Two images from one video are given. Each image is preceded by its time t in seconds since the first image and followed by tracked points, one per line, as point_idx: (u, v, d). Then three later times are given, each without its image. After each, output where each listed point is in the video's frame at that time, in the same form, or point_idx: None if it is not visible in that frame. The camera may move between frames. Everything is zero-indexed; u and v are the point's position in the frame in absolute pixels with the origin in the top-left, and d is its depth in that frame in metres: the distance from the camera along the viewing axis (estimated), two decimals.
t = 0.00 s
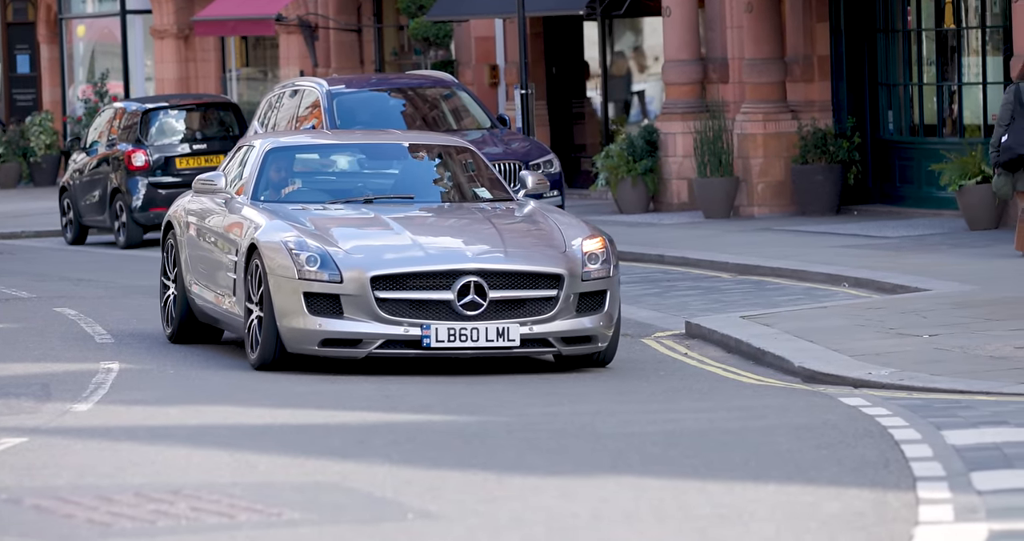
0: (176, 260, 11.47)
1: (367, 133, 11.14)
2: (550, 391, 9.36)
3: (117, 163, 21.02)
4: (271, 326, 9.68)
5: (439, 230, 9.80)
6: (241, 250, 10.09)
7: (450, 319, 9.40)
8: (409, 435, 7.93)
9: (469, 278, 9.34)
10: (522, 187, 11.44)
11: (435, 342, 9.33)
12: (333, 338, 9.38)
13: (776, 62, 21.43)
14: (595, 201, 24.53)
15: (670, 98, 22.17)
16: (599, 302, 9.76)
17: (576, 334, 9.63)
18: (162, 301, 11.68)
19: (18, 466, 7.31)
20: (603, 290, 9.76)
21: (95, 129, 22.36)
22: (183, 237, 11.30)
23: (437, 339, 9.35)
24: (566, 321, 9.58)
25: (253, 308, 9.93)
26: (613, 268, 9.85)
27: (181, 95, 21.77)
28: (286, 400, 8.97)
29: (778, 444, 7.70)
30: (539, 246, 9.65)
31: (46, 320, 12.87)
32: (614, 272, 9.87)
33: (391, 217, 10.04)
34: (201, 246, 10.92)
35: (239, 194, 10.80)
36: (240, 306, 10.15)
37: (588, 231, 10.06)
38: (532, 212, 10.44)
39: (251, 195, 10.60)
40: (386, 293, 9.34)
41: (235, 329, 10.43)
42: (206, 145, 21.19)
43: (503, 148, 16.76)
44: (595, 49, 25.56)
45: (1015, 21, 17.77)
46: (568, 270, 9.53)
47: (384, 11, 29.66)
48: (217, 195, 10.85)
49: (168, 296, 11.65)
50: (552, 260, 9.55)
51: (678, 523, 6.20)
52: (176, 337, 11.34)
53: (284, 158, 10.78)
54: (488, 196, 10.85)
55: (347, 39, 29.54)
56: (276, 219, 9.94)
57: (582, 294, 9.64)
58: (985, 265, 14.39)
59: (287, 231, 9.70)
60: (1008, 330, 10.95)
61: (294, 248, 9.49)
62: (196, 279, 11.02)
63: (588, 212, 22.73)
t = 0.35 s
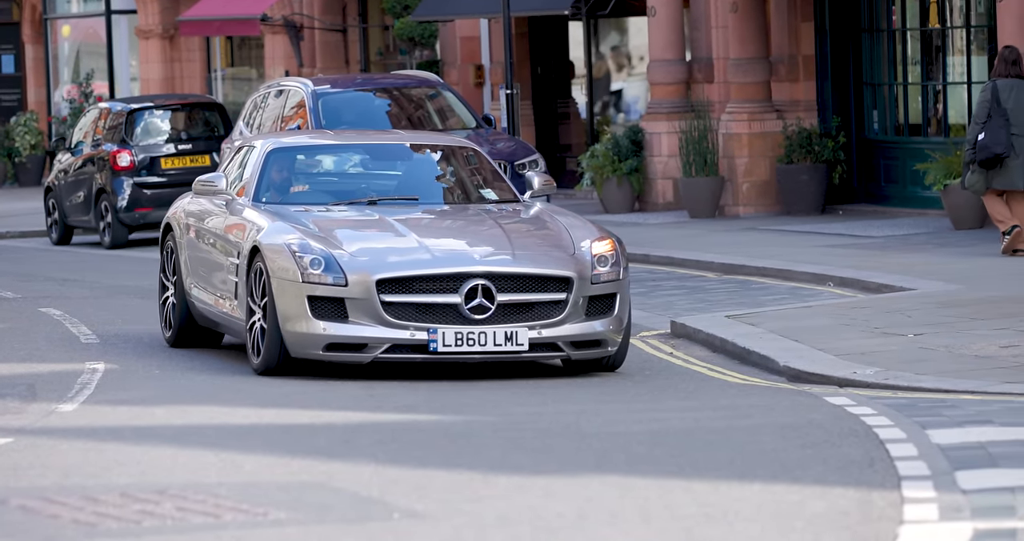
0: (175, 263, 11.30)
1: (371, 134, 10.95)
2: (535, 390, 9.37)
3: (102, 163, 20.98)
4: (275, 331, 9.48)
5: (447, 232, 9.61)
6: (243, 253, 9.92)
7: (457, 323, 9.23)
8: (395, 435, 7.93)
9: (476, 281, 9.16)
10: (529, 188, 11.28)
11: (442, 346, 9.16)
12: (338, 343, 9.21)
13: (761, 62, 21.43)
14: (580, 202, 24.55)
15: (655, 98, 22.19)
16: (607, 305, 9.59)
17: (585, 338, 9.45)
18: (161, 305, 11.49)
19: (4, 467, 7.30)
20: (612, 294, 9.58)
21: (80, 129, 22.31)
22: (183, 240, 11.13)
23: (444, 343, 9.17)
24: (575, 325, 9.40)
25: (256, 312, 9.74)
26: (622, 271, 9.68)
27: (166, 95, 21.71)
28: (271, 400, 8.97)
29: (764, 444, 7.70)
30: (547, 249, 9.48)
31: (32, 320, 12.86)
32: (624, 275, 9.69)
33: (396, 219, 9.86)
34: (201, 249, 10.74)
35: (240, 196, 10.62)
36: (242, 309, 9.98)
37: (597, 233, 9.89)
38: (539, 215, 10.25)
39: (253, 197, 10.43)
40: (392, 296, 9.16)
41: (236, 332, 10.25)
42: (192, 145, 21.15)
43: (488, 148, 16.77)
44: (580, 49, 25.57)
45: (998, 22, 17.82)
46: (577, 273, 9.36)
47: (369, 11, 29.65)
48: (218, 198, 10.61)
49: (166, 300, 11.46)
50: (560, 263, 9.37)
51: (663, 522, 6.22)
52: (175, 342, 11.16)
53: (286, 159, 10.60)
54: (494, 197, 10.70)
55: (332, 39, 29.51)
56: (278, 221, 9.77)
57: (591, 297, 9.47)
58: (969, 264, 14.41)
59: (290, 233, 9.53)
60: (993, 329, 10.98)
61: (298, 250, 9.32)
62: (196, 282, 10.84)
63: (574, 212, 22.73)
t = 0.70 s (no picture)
0: (174, 266, 11.11)
1: (373, 133, 10.74)
2: (519, 390, 9.38)
3: (87, 164, 20.95)
4: (279, 336, 9.29)
5: (453, 234, 9.41)
6: (245, 257, 9.72)
7: (464, 326, 9.05)
8: (380, 434, 7.93)
9: (483, 283, 8.99)
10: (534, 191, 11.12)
11: (448, 350, 8.98)
12: (342, 346, 9.02)
13: (746, 62, 21.42)
14: (564, 202, 24.57)
15: (640, 98, 22.20)
16: (616, 308, 9.41)
17: (594, 342, 9.26)
18: (160, 308, 11.32)
19: None
20: (621, 296, 9.40)
21: (64, 130, 22.29)
22: (181, 243, 10.93)
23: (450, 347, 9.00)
24: (583, 328, 9.23)
25: (259, 317, 9.55)
26: (632, 272, 9.49)
27: (150, 96, 21.71)
28: (256, 400, 8.96)
29: (748, 443, 7.70)
30: (554, 250, 9.29)
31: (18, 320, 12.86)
32: (633, 277, 9.50)
33: (400, 220, 9.66)
34: (201, 252, 10.55)
35: (240, 197, 10.41)
36: (242, 313, 9.80)
37: (604, 234, 9.69)
38: (546, 216, 10.05)
39: (253, 200, 10.21)
40: (398, 298, 8.98)
41: (236, 337, 10.07)
42: (177, 145, 21.10)
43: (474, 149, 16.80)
44: (565, 49, 25.57)
45: (982, 22, 17.86)
46: (586, 275, 9.17)
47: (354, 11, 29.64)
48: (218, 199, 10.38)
49: (165, 304, 11.28)
50: (569, 265, 9.19)
51: (648, 523, 6.22)
52: (174, 346, 10.99)
53: (286, 160, 10.37)
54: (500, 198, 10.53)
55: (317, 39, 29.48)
56: (280, 222, 9.58)
57: (600, 299, 9.28)
58: (955, 264, 14.42)
59: (292, 234, 9.34)
60: (977, 329, 10.99)
61: (301, 252, 9.13)
62: (195, 286, 10.65)
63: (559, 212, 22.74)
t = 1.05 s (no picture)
0: (170, 269, 10.99)
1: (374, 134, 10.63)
2: (504, 390, 9.39)
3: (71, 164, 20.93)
4: (282, 338, 9.19)
5: (457, 235, 9.31)
6: (246, 259, 9.62)
7: (469, 328, 8.93)
8: (364, 434, 7.93)
9: (490, 285, 8.87)
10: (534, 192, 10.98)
11: (454, 353, 8.86)
12: (345, 349, 8.92)
13: (731, 61, 21.44)
14: (549, 202, 24.59)
15: (625, 97, 22.21)
16: (623, 310, 9.29)
17: (601, 344, 9.15)
18: (156, 311, 11.19)
19: None
20: (628, 298, 9.29)
21: (49, 130, 22.23)
22: (178, 246, 10.82)
23: (455, 350, 8.88)
24: (590, 331, 9.11)
25: (260, 319, 9.44)
26: (640, 275, 9.37)
27: (136, 95, 21.61)
28: (241, 400, 8.95)
29: (734, 443, 7.71)
30: (561, 252, 9.19)
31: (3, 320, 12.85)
32: (640, 279, 9.39)
33: (404, 222, 9.56)
34: (198, 256, 10.43)
35: (240, 198, 10.33)
36: (243, 317, 9.70)
37: (611, 236, 9.58)
38: (551, 218, 9.94)
39: (252, 200, 10.12)
40: (402, 301, 8.87)
41: (236, 341, 9.96)
42: (161, 145, 21.06)
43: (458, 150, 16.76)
44: (550, 49, 25.59)
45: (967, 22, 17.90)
46: (593, 276, 9.06)
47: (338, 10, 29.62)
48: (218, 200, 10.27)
49: (160, 306, 11.15)
50: (575, 267, 9.07)
51: (632, 521, 6.22)
52: (170, 350, 10.88)
53: (286, 160, 10.29)
54: (505, 199, 10.43)
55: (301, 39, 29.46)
56: (281, 224, 9.48)
57: (607, 301, 9.17)
58: (941, 264, 14.44)
59: (294, 235, 9.25)
60: (962, 328, 11.01)
61: (303, 254, 9.03)
62: (193, 289, 10.54)
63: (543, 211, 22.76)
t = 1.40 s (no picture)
0: (164, 269, 10.89)
1: (372, 134, 10.54)
2: (488, 389, 9.38)
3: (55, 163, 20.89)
4: (282, 340, 9.07)
5: (457, 234, 9.20)
6: (244, 259, 9.51)
7: (472, 329, 8.80)
8: (347, 434, 7.91)
9: (493, 285, 8.74)
10: (534, 192, 10.76)
11: (457, 354, 8.74)
12: (347, 350, 8.78)
13: (714, 60, 21.45)
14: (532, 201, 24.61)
15: (609, 96, 22.22)
16: (626, 311, 9.18)
17: (605, 346, 9.03)
18: (149, 312, 11.10)
19: None
20: (632, 299, 9.17)
21: (34, 129, 22.18)
22: (173, 246, 10.72)
23: (458, 351, 8.76)
24: (595, 331, 8.99)
25: (259, 321, 9.33)
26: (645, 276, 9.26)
27: (120, 94, 21.52)
28: (224, 400, 8.93)
29: (718, 442, 7.71)
30: (563, 251, 9.08)
31: None
32: (645, 279, 9.28)
33: (405, 222, 9.44)
34: (194, 256, 10.34)
35: (236, 198, 10.28)
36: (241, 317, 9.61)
37: (615, 235, 9.46)
38: (553, 217, 9.83)
39: (250, 200, 10.05)
40: (404, 301, 8.74)
41: (233, 342, 9.87)
42: (144, 144, 20.95)
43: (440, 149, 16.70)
44: (533, 47, 25.59)
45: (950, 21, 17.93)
46: (597, 277, 8.95)
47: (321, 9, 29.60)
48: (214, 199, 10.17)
49: (153, 307, 11.06)
50: (579, 267, 8.96)
51: (617, 520, 6.22)
52: (163, 351, 10.79)
53: (282, 160, 10.24)
54: (504, 197, 10.35)
55: (284, 38, 29.42)
56: (280, 224, 9.36)
57: (611, 302, 9.06)
58: (924, 263, 14.46)
59: (294, 235, 9.12)
60: (945, 326, 11.03)
61: (303, 253, 8.90)
62: (188, 289, 10.45)
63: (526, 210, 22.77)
